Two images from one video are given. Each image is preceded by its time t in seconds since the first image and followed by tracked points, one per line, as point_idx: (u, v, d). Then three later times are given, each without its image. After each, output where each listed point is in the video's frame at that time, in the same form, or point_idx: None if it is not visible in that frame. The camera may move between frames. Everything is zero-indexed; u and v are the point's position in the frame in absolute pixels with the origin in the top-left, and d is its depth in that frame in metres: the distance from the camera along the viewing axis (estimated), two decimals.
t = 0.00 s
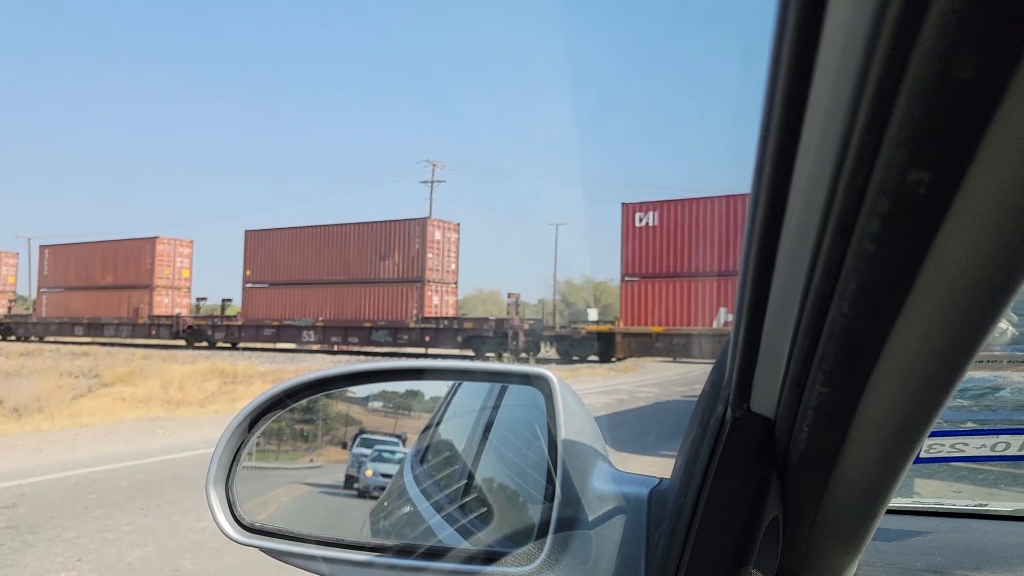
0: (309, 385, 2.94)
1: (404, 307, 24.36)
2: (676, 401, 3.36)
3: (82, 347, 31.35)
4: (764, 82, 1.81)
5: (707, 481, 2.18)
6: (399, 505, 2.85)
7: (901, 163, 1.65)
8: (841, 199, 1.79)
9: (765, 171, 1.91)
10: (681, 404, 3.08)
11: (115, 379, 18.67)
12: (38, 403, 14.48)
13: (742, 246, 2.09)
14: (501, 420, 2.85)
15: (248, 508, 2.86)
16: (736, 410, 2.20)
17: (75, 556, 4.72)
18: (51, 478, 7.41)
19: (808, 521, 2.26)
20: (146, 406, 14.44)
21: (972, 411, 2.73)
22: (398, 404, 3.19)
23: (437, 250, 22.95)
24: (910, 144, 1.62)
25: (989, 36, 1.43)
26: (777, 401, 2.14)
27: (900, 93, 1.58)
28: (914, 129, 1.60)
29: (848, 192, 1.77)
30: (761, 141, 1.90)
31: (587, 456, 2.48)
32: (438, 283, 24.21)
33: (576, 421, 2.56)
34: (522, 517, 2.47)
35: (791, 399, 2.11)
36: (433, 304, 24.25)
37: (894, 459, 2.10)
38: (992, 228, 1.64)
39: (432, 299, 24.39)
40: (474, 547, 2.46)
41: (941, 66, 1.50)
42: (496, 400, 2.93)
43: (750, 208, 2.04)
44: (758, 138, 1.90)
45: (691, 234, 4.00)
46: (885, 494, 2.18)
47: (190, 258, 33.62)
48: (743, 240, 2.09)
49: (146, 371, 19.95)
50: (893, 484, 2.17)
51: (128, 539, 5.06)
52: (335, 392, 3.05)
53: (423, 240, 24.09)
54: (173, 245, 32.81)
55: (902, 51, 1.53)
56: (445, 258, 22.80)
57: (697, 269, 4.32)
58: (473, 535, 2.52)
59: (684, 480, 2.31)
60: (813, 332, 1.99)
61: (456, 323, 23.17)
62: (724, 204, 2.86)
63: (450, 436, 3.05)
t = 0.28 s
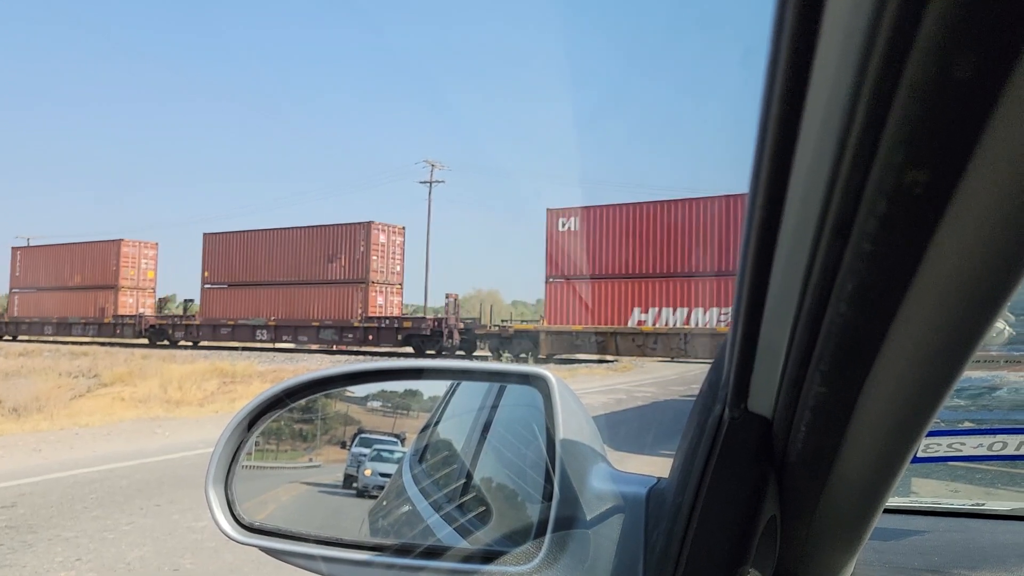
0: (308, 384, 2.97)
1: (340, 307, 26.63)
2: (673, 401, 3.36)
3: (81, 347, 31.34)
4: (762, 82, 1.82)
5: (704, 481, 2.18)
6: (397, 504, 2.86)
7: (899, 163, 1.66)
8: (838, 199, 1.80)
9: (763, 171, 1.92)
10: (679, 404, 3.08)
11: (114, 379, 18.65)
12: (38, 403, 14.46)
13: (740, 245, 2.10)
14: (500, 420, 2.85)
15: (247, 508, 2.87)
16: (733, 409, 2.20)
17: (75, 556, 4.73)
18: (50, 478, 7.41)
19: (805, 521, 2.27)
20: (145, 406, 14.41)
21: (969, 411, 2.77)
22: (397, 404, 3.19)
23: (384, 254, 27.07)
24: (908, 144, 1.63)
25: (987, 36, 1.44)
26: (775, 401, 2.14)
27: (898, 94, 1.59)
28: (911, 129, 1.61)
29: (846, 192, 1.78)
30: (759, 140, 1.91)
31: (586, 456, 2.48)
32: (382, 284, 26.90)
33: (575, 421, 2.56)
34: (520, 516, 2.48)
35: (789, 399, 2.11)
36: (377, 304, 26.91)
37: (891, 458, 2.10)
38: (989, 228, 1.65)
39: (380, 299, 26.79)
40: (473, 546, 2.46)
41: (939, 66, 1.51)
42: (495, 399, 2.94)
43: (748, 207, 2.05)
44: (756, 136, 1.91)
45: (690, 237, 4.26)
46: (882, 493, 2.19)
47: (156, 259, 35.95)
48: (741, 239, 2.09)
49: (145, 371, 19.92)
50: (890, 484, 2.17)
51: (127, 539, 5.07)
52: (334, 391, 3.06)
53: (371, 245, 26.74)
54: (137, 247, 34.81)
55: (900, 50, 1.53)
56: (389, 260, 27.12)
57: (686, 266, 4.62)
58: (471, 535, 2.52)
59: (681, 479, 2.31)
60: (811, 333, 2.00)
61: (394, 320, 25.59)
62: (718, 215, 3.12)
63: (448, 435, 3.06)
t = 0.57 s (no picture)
0: (308, 383, 3.00)
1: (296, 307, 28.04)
2: (673, 400, 3.35)
3: (84, 347, 31.35)
4: (762, 81, 1.85)
5: (703, 481, 2.19)
6: (398, 503, 2.92)
7: (898, 163, 1.66)
8: (837, 198, 1.81)
9: (762, 169, 1.94)
10: (678, 403, 3.07)
11: (116, 379, 18.62)
12: (40, 403, 14.43)
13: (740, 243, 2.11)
14: (500, 419, 2.84)
15: (248, 506, 2.88)
16: (733, 408, 2.21)
17: (77, 554, 4.73)
18: (52, 477, 7.42)
19: (804, 521, 2.27)
20: (147, 406, 14.36)
21: (969, 410, 2.78)
22: (397, 403, 3.09)
23: (337, 256, 28.45)
24: (907, 144, 1.64)
25: (986, 36, 1.44)
26: (774, 400, 2.15)
27: (897, 94, 1.60)
28: (910, 129, 1.62)
29: (845, 192, 1.79)
30: (760, 139, 1.93)
31: (586, 455, 2.46)
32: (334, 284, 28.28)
33: (576, 419, 2.53)
34: (520, 515, 2.45)
35: (787, 399, 2.12)
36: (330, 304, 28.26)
37: (890, 457, 2.11)
38: (987, 228, 1.66)
39: (330, 299, 28.33)
40: (473, 545, 2.47)
41: (939, 66, 1.51)
42: (495, 399, 2.93)
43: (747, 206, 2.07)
44: (757, 134, 1.94)
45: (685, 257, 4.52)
46: (880, 493, 2.19)
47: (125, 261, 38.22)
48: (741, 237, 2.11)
49: (147, 371, 19.86)
50: (888, 483, 2.18)
51: (129, 538, 5.08)
52: (335, 390, 3.04)
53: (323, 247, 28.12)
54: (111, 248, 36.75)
55: (900, 49, 1.55)
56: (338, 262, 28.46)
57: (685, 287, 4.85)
58: (470, 534, 2.52)
59: (680, 479, 2.32)
60: (810, 332, 2.00)
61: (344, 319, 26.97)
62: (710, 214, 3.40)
63: (449, 434, 3.07)
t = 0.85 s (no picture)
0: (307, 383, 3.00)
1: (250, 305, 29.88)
2: (671, 400, 3.34)
3: (82, 347, 31.31)
4: (760, 81, 1.87)
5: (701, 480, 2.19)
6: (396, 503, 2.92)
7: (895, 163, 1.67)
8: (835, 198, 1.81)
9: (760, 169, 1.95)
10: (676, 402, 3.07)
11: (114, 379, 18.60)
12: (37, 402, 14.41)
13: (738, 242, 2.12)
14: (498, 419, 2.83)
15: (246, 507, 2.89)
16: (730, 408, 2.22)
17: (75, 554, 4.73)
18: (50, 476, 7.41)
19: (803, 520, 2.27)
20: (145, 405, 14.33)
21: (968, 409, 2.75)
22: (395, 403, 3.09)
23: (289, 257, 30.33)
24: (905, 144, 1.64)
25: (983, 37, 1.44)
26: (772, 399, 2.15)
27: (894, 94, 1.60)
28: (908, 130, 1.62)
29: (843, 191, 1.79)
30: (757, 139, 1.94)
31: (584, 454, 2.45)
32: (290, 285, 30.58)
33: (573, 419, 2.53)
34: (518, 515, 2.44)
35: (785, 398, 2.12)
36: (280, 304, 29.93)
37: (888, 457, 2.11)
38: (985, 229, 1.65)
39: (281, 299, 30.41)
40: (471, 545, 2.47)
41: (936, 67, 1.52)
42: (493, 399, 2.91)
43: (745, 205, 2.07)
44: (755, 134, 1.95)
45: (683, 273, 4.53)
46: (877, 493, 2.20)
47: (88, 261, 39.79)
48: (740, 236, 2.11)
49: (145, 371, 19.80)
50: (886, 483, 2.18)
51: (127, 538, 5.07)
52: (333, 390, 3.04)
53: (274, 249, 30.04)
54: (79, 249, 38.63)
55: (898, 50, 1.55)
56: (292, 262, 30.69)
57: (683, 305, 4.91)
58: (469, 534, 2.53)
59: (678, 479, 2.31)
60: (808, 332, 2.01)
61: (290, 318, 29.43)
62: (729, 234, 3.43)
63: (447, 434, 3.06)
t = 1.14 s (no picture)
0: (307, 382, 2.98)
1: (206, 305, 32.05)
2: (672, 399, 3.33)
3: (82, 347, 31.23)
4: (761, 79, 1.87)
5: (702, 479, 2.19)
6: (397, 502, 2.93)
7: (896, 162, 1.67)
8: (836, 197, 1.81)
9: (761, 168, 1.96)
10: (677, 401, 3.07)
11: (114, 378, 18.52)
12: (37, 402, 14.34)
13: (739, 241, 2.12)
14: (499, 418, 2.83)
15: (247, 506, 2.89)
16: (731, 408, 2.22)
17: (75, 553, 4.73)
18: (50, 476, 7.40)
19: (803, 520, 2.27)
20: (145, 406, 14.20)
21: (968, 408, 2.75)
22: (396, 401, 3.07)
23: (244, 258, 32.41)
24: (906, 143, 1.64)
25: (985, 36, 1.44)
26: (772, 399, 2.15)
27: (895, 94, 1.60)
28: (909, 129, 1.62)
29: (844, 190, 1.79)
30: (759, 137, 1.94)
31: (584, 454, 2.44)
32: (242, 285, 32.21)
33: (574, 419, 2.52)
34: (519, 514, 2.44)
35: (785, 397, 2.12)
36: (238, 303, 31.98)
37: (887, 455, 2.11)
38: (985, 227, 1.65)
39: (238, 298, 32.18)
40: (471, 544, 2.47)
41: (937, 66, 1.52)
42: (493, 398, 2.91)
43: (746, 203, 2.08)
44: (756, 133, 1.95)
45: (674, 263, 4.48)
46: (878, 492, 2.20)
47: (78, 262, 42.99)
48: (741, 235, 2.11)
49: (146, 370, 19.62)
50: (886, 482, 2.18)
51: (127, 537, 5.06)
52: (333, 389, 3.01)
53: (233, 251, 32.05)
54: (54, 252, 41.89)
55: (899, 50, 1.55)
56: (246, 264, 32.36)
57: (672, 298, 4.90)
58: (470, 532, 2.53)
59: (678, 478, 2.31)
60: (808, 331, 2.01)
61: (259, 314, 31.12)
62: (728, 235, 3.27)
63: (448, 433, 3.08)
